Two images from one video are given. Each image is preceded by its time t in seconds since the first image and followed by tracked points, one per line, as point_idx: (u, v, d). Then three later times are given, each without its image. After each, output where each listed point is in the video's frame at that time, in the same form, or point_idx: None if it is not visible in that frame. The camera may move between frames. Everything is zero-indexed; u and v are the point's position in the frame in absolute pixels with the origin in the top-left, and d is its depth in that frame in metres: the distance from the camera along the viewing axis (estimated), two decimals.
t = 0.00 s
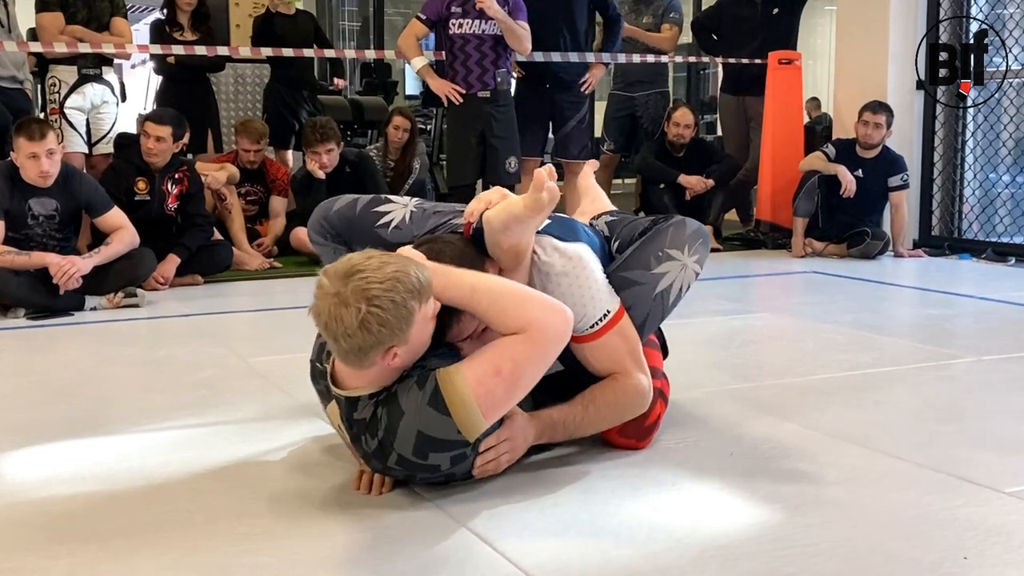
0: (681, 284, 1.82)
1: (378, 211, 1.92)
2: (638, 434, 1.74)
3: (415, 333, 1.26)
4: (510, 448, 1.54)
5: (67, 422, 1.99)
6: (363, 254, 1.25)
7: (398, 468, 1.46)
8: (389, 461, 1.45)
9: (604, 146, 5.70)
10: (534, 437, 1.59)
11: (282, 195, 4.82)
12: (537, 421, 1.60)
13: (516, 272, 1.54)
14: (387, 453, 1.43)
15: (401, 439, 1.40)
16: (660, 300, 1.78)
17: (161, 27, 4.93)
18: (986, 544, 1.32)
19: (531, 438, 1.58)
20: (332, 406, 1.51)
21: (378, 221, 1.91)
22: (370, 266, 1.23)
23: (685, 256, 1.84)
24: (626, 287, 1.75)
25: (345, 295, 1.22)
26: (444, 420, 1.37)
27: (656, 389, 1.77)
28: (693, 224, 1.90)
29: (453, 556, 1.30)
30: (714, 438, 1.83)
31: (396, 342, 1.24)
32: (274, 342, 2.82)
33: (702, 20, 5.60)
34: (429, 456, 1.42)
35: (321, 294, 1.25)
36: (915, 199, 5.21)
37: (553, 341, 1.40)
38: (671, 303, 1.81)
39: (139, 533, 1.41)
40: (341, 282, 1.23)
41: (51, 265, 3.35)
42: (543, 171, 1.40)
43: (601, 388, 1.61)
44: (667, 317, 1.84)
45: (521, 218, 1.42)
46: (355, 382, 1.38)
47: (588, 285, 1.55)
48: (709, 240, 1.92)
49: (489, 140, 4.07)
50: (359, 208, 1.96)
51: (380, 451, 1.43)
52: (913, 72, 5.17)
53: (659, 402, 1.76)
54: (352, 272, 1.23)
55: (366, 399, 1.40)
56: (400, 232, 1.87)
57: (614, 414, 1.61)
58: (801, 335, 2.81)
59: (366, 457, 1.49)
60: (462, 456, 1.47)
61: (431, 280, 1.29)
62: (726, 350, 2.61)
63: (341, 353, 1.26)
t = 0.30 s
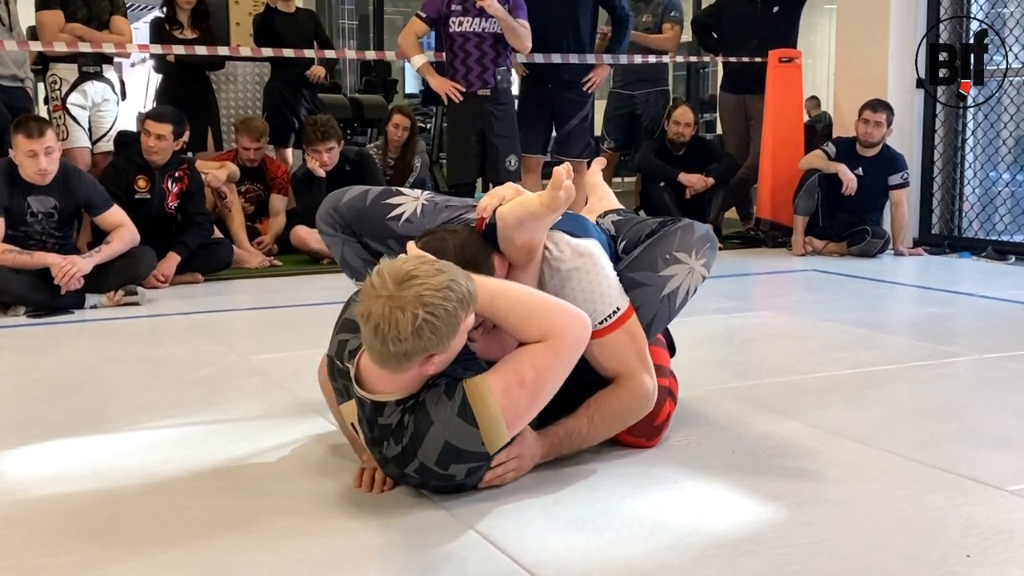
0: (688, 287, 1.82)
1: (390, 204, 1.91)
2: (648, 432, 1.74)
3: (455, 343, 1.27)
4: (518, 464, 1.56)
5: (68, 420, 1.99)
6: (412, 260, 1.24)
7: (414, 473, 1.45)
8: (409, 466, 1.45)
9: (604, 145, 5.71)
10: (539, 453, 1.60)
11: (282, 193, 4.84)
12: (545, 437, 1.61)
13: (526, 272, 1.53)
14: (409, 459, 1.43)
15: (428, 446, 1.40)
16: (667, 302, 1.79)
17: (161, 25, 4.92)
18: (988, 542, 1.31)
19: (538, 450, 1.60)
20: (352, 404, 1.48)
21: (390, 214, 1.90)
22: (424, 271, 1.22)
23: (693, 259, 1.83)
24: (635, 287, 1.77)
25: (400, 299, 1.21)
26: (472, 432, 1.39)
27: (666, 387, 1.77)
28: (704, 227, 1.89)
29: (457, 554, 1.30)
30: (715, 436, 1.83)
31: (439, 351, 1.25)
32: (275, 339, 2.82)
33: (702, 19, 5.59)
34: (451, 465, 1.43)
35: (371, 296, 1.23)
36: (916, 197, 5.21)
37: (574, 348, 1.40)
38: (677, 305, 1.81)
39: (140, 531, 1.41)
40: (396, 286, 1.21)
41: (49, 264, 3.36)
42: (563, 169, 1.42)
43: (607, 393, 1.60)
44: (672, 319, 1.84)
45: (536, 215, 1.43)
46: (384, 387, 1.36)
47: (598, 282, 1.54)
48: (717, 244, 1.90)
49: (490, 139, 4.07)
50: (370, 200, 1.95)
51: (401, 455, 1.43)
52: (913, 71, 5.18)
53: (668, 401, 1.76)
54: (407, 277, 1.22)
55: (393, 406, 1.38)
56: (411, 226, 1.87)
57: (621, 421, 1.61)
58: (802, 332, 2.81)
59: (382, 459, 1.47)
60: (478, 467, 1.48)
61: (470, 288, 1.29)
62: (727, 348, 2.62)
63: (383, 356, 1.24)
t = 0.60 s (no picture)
0: (677, 272, 1.82)
1: (382, 202, 1.93)
2: (650, 427, 1.74)
3: (454, 332, 1.26)
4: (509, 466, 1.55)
5: (68, 418, 1.98)
6: (406, 251, 1.25)
7: (413, 472, 1.43)
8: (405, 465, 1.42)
9: (604, 143, 5.71)
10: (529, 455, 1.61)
11: (282, 191, 4.89)
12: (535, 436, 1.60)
13: (517, 259, 1.50)
14: (406, 456, 1.40)
15: (430, 454, 1.37)
16: (656, 289, 1.78)
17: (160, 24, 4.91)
18: (990, 538, 1.31)
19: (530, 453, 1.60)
20: (353, 399, 1.46)
21: (382, 212, 1.91)
22: (412, 261, 1.23)
23: (679, 244, 1.83)
24: (622, 278, 1.77)
25: (389, 291, 1.21)
26: (466, 470, 1.36)
27: (662, 381, 1.77)
28: (690, 211, 1.89)
29: (458, 550, 1.30)
30: (716, 433, 1.83)
31: (437, 341, 1.24)
32: (275, 337, 2.81)
33: (703, 17, 5.58)
34: (445, 482, 1.40)
35: (363, 288, 1.24)
36: (916, 195, 5.21)
37: (613, 491, 1.34)
38: (668, 291, 1.80)
39: (140, 528, 1.41)
40: (386, 279, 1.22)
41: (47, 262, 3.39)
42: (548, 152, 1.39)
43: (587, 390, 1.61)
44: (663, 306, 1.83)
45: (525, 199, 1.42)
46: (391, 381, 1.34)
47: (587, 275, 1.58)
48: (704, 227, 1.90)
49: (490, 137, 4.08)
50: (362, 200, 1.95)
51: (402, 454, 1.40)
52: (914, 70, 5.18)
53: (667, 393, 1.76)
54: (395, 268, 1.23)
55: (397, 401, 1.35)
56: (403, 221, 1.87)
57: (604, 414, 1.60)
58: (802, 330, 2.81)
59: (380, 452, 1.44)
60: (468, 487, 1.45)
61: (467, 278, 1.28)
62: (727, 345, 2.62)
63: (379, 349, 1.24)
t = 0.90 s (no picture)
0: (688, 295, 1.81)
1: (400, 194, 1.91)
2: (653, 426, 1.75)
3: (448, 319, 1.28)
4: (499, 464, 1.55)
5: (67, 417, 1.98)
6: (398, 241, 1.29)
7: (403, 451, 1.41)
8: (393, 446, 1.42)
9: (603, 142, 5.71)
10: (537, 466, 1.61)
11: (280, 189, 4.90)
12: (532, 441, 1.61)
13: (535, 268, 1.49)
14: (397, 435, 1.40)
15: (422, 431, 1.36)
16: (666, 311, 1.78)
17: (158, 23, 4.91)
18: (987, 537, 1.32)
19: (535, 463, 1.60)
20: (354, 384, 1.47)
21: (401, 205, 1.89)
22: (402, 250, 1.26)
23: (696, 269, 1.82)
24: (633, 298, 1.75)
25: (378, 279, 1.25)
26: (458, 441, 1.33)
27: (666, 380, 1.77)
28: (711, 234, 1.86)
29: (455, 551, 1.30)
30: (716, 432, 1.83)
31: (430, 328, 1.26)
32: (274, 336, 2.81)
33: (703, 15, 5.58)
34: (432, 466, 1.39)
35: (356, 278, 1.27)
36: (914, 194, 5.21)
37: (592, 521, 1.32)
38: (674, 314, 1.80)
39: (138, 528, 1.41)
40: (375, 267, 1.26)
41: (47, 261, 3.40)
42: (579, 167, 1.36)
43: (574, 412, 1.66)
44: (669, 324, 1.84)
45: (553, 213, 1.41)
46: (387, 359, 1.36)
47: (596, 303, 1.56)
48: (723, 252, 1.87)
49: (488, 136, 4.07)
50: (380, 189, 1.94)
51: (396, 430, 1.39)
52: (912, 69, 5.18)
53: (672, 394, 1.78)
54: (385, 257, 1.26)
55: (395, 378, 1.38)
56: (423, 217, 1.87)
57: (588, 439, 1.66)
58: (801, 329, 2.81)
59: (371, 434, 1.45)
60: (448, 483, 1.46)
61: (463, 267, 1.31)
62: (726, 344, 2.62)
63: (375, 338, 1.28)
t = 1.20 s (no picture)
0: (692, 302, 1.82)
1: (413, 192, 1.88)
2: (651, 423, 1.75)
3: (427, 302, 1.31)
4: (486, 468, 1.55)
5: (61, 418, 1.98)
6: (381, 222, 1.34)
7: (393, 437, 1.41)
8: (383, 432, 1.42)
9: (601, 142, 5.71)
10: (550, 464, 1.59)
11: (277, 188, 4.89)
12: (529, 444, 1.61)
13: (545, 273, 1.49)
14: (384, 422, 1.40)
15: (408, 419, 1.36)
16: (670, 317, 1.78)
17: (154, 23, 4.92)
18: (982, 536, 1.31)
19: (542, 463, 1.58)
20: (347, 373, 1.47)
21: (414, 201, 1.87)
22: (385, 230, 1.32)
23: (701, 276, 1.82)
24: (640, 304, 1.75)
25: (356, 254, 1.30)
26: (445, 428, 1.33)
27: (664, 377, 1.76)
28: (715, 243, 1.86)
29: (448, 552, 1.30)
30: (712, 432, 1.82)
31: (406, 307, 1.30)
32: (271, 336, 2.81)
33: (698, 14, 5.56)
34: (420, 452, 1.39)
35: (336, 255, 1.33)
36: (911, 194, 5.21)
37: (569, 523, 1.31)
38: (679, 320, 1.80)
39: (132, 529, 1.40)
40: (353, 244, 1.31)
41: (48, 266, 3.40)
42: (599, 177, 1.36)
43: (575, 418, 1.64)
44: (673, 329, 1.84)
45: (570, 220, 1.40)
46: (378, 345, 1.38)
47: (603, 310, 1.56)
48: (726, 259, 1.88)
49: (485, 135, 4.06)
50: (391, 185, 1.92)
51: (384, 416, 1.39)
52: (909, 68, 5.18)
53: (671, 394, 1.78)
54: (365, 235, 1.32)
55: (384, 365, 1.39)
56: (435, 216, 1.83)
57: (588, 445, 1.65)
58: (797, 328, 2.81)
59: (363, 420, 1.45)
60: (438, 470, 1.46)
61: (446, 253, 1.34)
62: (723, 344, 2.61)
63: (355, 318, 1.32)
